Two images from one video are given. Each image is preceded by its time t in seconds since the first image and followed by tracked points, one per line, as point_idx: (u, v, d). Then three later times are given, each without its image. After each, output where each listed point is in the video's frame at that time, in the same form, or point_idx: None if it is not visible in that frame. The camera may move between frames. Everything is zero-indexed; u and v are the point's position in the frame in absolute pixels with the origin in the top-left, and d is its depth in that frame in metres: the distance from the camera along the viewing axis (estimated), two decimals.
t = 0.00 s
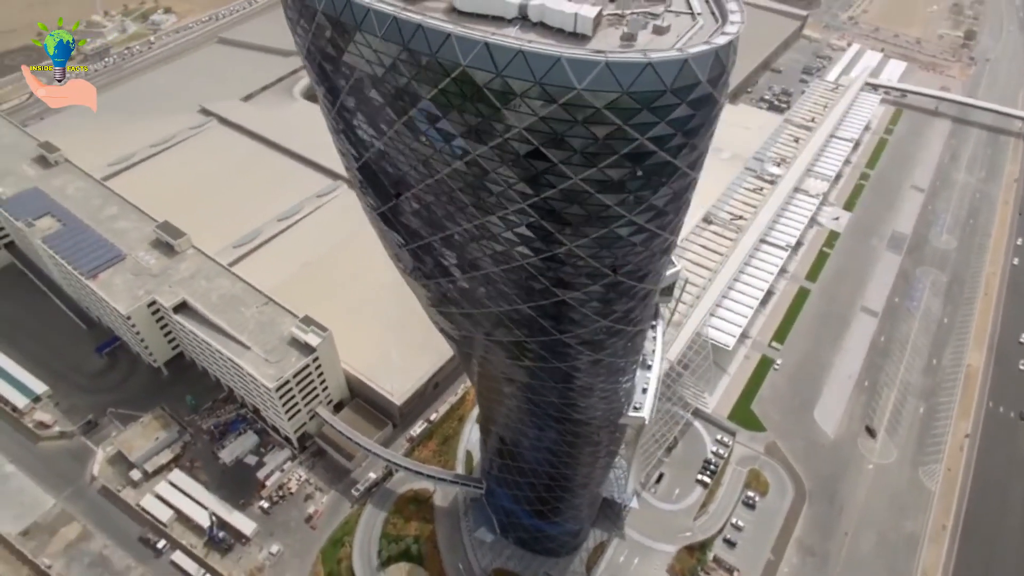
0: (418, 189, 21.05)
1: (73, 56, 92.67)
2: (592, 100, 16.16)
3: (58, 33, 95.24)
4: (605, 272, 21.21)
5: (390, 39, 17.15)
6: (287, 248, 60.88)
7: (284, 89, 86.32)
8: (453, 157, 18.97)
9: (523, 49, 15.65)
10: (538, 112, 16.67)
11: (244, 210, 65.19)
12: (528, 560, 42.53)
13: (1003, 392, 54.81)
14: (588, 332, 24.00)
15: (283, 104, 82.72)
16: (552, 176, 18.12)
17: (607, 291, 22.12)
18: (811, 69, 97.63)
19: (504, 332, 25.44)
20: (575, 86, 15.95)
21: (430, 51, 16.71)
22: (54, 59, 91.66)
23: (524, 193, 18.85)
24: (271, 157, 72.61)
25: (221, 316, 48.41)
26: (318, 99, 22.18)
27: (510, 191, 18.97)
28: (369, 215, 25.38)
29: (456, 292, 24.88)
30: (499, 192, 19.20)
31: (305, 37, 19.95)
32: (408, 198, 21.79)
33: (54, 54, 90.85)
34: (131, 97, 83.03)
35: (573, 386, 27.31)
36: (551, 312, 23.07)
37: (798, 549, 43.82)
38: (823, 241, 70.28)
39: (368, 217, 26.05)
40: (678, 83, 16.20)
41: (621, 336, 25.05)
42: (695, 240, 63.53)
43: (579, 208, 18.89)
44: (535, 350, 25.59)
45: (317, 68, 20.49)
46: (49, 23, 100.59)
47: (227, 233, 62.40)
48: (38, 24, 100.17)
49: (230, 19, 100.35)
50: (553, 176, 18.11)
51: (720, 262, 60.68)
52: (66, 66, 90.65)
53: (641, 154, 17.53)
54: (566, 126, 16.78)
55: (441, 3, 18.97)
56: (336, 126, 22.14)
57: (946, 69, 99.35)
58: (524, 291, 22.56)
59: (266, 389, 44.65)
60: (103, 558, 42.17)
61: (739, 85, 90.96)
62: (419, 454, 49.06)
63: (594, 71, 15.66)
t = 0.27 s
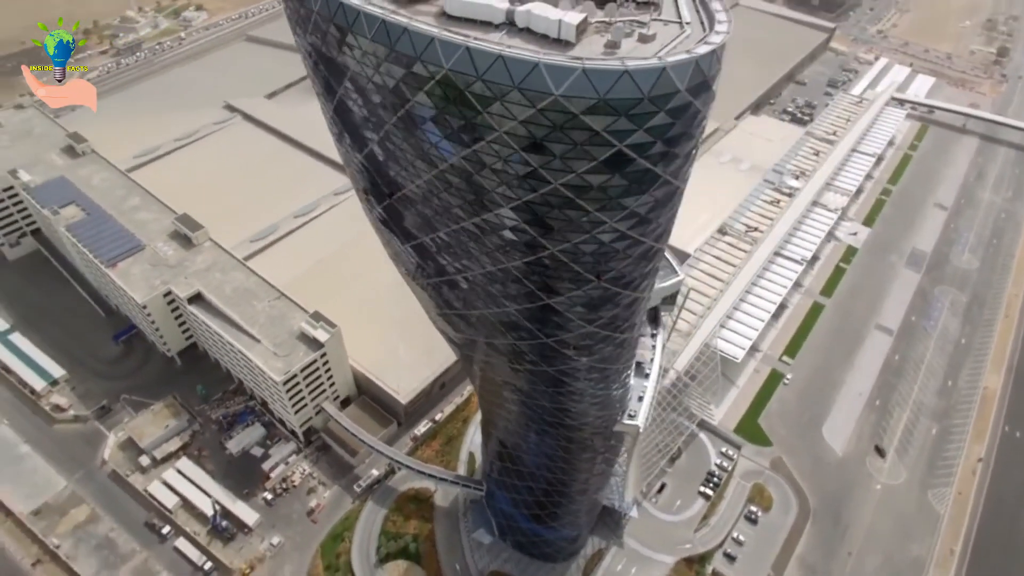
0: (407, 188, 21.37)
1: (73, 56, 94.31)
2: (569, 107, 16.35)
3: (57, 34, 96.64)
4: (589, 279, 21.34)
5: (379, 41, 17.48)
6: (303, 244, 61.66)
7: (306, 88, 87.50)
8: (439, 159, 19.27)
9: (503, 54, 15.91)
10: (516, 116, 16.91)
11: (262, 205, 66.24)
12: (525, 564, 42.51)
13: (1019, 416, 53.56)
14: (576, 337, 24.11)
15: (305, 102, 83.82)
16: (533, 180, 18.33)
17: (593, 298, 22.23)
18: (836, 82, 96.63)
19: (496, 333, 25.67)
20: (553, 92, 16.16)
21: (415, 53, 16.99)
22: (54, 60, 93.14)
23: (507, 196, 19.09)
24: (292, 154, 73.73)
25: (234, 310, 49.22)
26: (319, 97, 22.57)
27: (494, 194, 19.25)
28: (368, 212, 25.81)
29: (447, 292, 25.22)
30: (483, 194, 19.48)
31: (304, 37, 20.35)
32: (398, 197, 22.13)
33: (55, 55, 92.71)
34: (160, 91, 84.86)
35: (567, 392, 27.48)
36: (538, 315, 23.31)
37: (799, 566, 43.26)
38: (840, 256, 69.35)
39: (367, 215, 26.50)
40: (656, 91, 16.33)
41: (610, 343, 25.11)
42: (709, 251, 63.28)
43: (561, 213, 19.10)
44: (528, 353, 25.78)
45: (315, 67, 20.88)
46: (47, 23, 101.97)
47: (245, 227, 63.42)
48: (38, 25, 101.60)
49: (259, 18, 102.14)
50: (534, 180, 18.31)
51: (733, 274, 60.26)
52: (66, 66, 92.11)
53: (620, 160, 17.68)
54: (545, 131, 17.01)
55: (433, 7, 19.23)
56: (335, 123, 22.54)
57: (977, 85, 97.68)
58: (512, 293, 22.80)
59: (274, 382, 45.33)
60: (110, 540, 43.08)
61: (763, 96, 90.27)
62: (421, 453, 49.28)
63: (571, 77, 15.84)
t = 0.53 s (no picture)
0: (397, 189, 21.91)
1: (72, 55, 96.30)
2: (545, 112, 16.68)
3: (57, 34, 98.44)
4: (572, 284, 21.66)
5: (367, 44, 17.93)
6: (323, 241, 62.70)
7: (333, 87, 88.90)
8: (425, 160, 19.66)
9: (481, 59, 16.29)
10: (494, 121, 17.29)
11: (285, 201, 67.53)
12: (525, 568, 42.55)
13: None
14: (562, 341, 24.43)
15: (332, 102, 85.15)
16: (512, 183, 18.66)
17: (576, 302, 22.55)
18: (867, 96, 95.02)
19: (487, 334, 26.04)
20: (529, 97, 16.50)
21: (401, 56, 17.38)
22: (53, 60, 94.75)
23: (489, 199, 19.47)
24: (317, 151, 75.03)
25: (250, 303, 50.27)
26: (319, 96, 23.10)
27: (477, 197, 19.62)
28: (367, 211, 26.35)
29: (438, 292, 25.75)
30: (467, 196, 19.86)
31: (302, 38, 20.86)
32: (389, 198, 22.66)
33: (55, 55, 94.32)
34: (192, 87, 86.89)
35: (560, 397, 27.97)
36: (524, 319, 23.75)
37: None
38: (862, 273, 68.05)
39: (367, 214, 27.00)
40: (632, 99, 16.57)
41: (598, 349, 25.39)
42: (726, 263, 62.87)
43: (542, 217, 19.42)
44: (517, 355, 26.16)
45: (313, 67, 21.37)
46: (46, 23, 103.63)
47: (267, 222, 64.70)
48: (38, 24, 103.66)
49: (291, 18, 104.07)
50: (514, 184, 18.64)
51: (749, 287, 59.66)
52: (65, 66, 93.85)
53: (598, 166, 17.94)
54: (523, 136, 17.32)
55: (424, 12, 19.37)
56: (332, 123, 23.02)
57: (1015, 103, 95.19)
58: (498, 295, 23.21)
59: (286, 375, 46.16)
60: (122, 522, 44.17)
61: (790, 109, 89.22)
62: (428, 452, 49.65)
63: (546, 83, 16.18)
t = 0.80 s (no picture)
0: (388, 191, 22.33)
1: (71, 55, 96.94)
2: (522, 118, 17.06)
3: (57, 34, 99.31)
4: (555, 289, 22.05)
5: (356, 46, 18.28)
6: (342, 238, 63.64)
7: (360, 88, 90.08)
8: (411, 162, 20.06)
9: (461, 64, 16.70)
10: (474, 125, 17.67)
11: (307, 198, 68.69)
12: (524, 572, 42.58)
13: None
14: (548, 345, 24.81)
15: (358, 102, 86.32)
16: (493, 188, 19.05)
17: (560, 308, 22.91)
18: (900, 111, 93.18)
19: (478, 335, 26.43)
20: (506, 103, 16.88)
21: (386, 59, 17.73)
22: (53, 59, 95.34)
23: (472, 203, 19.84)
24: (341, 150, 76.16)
25: (267, 297, 51.27)
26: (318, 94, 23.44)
27: (461, 200, 20.01)
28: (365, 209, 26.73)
29: (429, 292, 26.22)
30: (451, 199, 20.23)
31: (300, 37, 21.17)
32: (382, 199, 23.11)
33: (55, 54, 94.78)
34: (223, 84, 88.76)
35: (553, 403, 28.32)
36: (511, 322, 24.15)
37: None
38: (885, 290, 66.61)
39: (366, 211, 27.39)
40: (607, 107, 16.91)
41: (585, 355, 25.71)
42: (744, 276, 62.26)
43: (523, 222, 19.82)
44: (506, 357, 26.53)
45: (310, 67, 21.70)
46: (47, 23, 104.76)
47: (288, 219, 65.83)
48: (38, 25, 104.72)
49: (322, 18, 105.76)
50: (495, 188, 19.03)
51: (766, 301, 58.92)
52: (66, 66, 94.88)
53: (576, 173, 18.28)
54: (502, 140, 17.70)
55: (417, 16, 19.63)
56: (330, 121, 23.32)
57: None
58: (485, 297, 23.60)
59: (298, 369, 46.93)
60: (134, 505, 45.40)
61: (819, 121, 88.05)
62: (434, 452, 50.01)
63: (522, 90, 16.59)
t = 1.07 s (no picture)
0: (381, 193, 22.69)
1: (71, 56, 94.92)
2: (501, 123, 17.24)
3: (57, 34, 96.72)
4: (540, 294, 22.31)
5: (346, 49, 18.58)
6: (357, 238, 64.30)
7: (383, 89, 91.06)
8: (399, 165, 20.38)
9: (443, 69, 16.91)
10: (457, 129, 17.86)
11: (325, 197, 69.54)
12: None
13: None
14: (536, 349, 25.05)
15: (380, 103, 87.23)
16: (477, 192, 19.31)
17: (546, 313, 23.17)
18: (926, 127, 91.61)
19: (470, 338, 26.74)
20: (486, 108, 17.07)
21: (373, 63, 18.00)
22: (53, 59, 93.20)
23: (457, 207, 20.11)
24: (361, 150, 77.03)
25: (279, 293, 52.02)
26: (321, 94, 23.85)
27: (446, 204, 20.29)
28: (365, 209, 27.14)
29: (425, 293, 26.61)
30: (438, 203, 20.52)
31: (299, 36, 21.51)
32: (377, 199, 23.47)
33: (55, 55, 92.21)
34: (249, 82, 90.27)
35: (545, 408, 28.51)
36: (500, 325, 24.44)
37: None
38: (903, 308, 65.39)
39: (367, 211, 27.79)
40: (585, 114, 17.02)
41: (573, 361, 25.88)
42: (758, 288, 61.61)
43: (507, 227, 20.07)
44: (497, 359, 26.79)
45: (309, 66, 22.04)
46: (46, 23, 105.28)
47: (305, 217, 66.65)
48: (38, 25, 104.98)
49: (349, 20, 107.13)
50: (479, 193, 19.30)
51: (779, 315, 58.27)
52: (66, 66, 94.59)
53: (557, 180, 18.46)
54: (483, 145, 17.90)
55: (411, 21, 19.92)
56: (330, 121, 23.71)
57: None
58: (475, 300, 23.94)
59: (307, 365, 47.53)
60: (142, 493, 46.29)
61: (843, 135, 86.96)
62: (437, 454, 50.17)
63: (501, 95, 16.75)
